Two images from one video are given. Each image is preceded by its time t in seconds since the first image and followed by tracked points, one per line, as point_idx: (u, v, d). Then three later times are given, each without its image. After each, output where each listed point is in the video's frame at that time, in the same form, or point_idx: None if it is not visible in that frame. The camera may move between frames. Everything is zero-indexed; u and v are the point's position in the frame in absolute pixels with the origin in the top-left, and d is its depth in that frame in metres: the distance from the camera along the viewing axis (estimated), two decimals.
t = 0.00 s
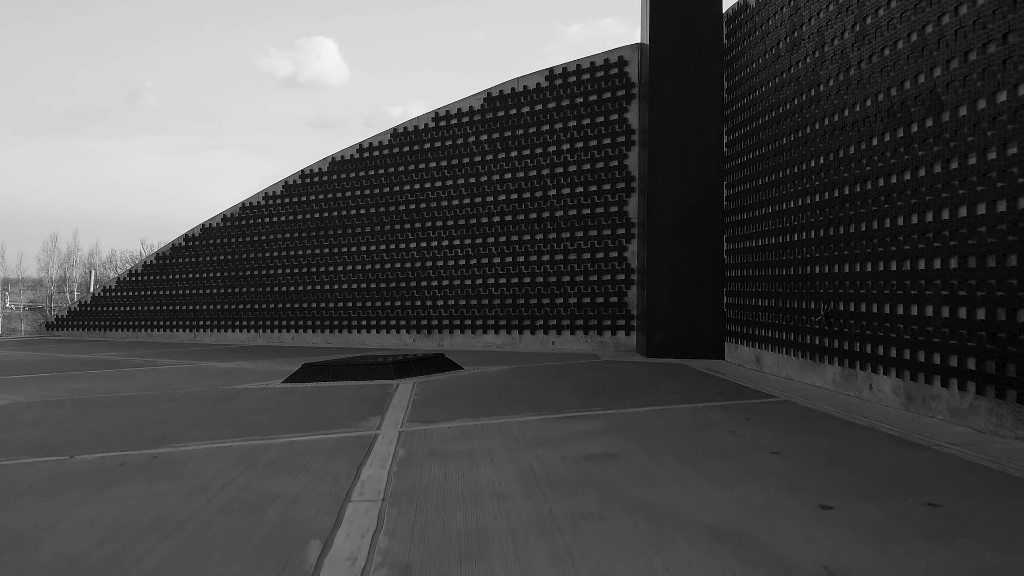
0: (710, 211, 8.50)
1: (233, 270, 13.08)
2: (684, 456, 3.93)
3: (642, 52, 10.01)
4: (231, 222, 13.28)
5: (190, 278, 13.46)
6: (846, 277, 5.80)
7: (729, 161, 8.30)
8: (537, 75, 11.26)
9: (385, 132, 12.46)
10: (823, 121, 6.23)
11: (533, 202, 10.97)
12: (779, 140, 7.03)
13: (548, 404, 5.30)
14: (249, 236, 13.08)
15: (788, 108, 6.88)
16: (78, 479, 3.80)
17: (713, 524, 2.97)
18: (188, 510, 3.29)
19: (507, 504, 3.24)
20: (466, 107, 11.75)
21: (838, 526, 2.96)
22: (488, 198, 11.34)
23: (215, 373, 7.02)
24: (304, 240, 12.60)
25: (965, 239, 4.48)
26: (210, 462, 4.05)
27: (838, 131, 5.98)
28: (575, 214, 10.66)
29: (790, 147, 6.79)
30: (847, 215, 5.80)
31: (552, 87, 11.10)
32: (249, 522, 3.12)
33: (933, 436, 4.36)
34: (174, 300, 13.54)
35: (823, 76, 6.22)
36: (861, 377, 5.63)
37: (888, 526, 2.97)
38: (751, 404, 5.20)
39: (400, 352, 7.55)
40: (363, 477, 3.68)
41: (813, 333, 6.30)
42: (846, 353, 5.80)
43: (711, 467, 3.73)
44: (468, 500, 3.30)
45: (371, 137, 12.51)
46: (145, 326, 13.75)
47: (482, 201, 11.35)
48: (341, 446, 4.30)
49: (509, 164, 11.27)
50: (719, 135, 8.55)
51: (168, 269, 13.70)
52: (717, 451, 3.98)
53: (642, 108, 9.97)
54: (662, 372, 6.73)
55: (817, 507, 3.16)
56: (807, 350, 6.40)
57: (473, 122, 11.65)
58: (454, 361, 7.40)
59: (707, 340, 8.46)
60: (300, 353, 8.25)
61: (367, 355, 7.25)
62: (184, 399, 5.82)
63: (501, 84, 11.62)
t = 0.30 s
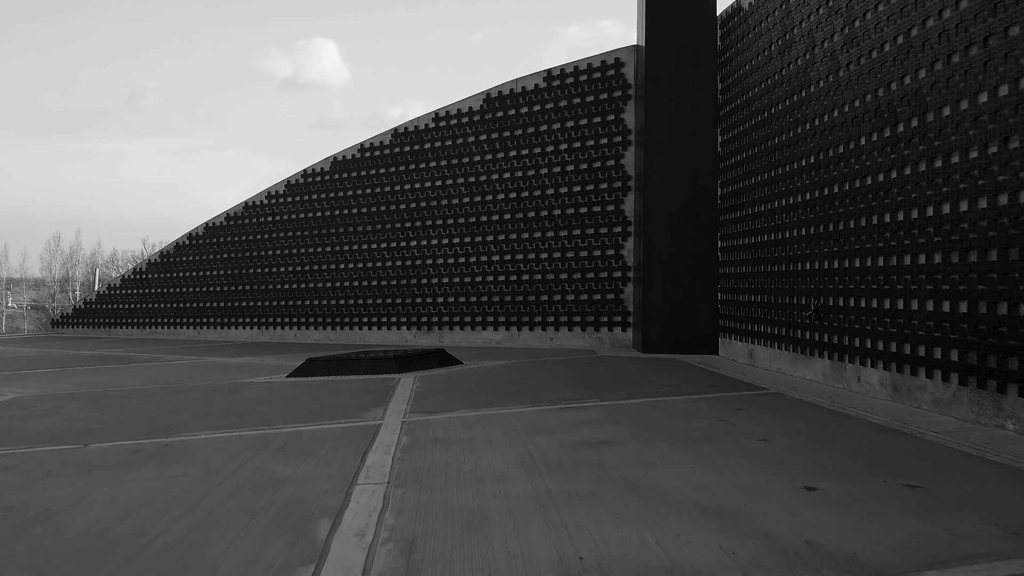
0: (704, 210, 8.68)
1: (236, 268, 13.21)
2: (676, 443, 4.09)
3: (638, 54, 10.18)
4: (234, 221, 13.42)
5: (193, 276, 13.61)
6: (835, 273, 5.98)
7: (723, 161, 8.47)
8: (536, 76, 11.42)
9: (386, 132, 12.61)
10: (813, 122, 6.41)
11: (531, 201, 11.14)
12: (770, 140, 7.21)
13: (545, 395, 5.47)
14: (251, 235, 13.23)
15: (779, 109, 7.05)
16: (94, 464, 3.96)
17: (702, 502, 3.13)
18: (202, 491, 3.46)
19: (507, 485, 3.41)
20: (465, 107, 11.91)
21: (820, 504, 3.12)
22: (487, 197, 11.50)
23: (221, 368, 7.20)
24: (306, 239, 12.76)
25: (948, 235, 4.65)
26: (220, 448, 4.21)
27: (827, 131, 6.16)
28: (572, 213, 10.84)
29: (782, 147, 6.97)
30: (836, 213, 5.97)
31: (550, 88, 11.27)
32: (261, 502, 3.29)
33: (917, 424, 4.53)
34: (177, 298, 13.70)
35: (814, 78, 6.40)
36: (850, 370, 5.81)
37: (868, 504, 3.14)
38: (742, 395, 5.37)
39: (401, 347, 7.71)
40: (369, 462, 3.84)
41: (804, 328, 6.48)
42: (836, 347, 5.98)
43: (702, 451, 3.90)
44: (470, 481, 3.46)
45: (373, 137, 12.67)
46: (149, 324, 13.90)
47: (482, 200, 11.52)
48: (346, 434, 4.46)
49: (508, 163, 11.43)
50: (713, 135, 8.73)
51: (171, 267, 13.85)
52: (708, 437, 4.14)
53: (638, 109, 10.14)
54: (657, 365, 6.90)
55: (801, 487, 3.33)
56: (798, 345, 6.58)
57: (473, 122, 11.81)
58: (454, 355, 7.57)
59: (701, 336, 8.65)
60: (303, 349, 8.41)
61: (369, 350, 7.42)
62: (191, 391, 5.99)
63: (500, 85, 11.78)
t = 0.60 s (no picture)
0: (700, 211, 8.86)
1: (239, 267, 13.36)
2: (670, 436, 4.25)
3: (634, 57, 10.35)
4: (237, 222, 13.55)
5: (197, 275, 13.75)
6: (825, 272, 6.16)
7: (718, 163, 8.64)
8: (534, 79, 11.58)
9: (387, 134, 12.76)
10: (804, 125, 6.57)
11: (530, 202, 11.30)
12: (763, 142, 7.38)
13: (543, 391, 5.62)
14: (254, 235, 13.37)
15: (772, 112, 7.22)
16: (108, 456, 4.11)
17: (693, 490, 3.29)
18: (214, 480, 3.61)
19: (508, 474, 3.57)
20: (465, 110, 12.06)
21: (805, 491, 3.28)
22: (487, 198, 11.65)
23: (226, 365, 7.36)
24: (308, 239, 12.90)
25: (933, 236, 4.82)
26: (229, 441, 4.37)
27: (818, 134, 6.33)
28: (571, 214, 10.99)
29: (774, 150, 7.14)
30: (827, 213, 6.14)
31: (549, 91, 11.43)
32: (271, 490, 3.44)
33: (902, 417, 4.70)
34: (181, 297, 13.84)
35: (805, 82, 6.56)
36: (839, 366, 5.98)
37: (852, 491, 3.30)
38: (735, 390, 5.54)
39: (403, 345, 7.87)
40: (374, 454, 3.99)
41: (796, 326, 6.65)
42: (826, 344, 6.15)
43: (694, 443, 4.06)
44: (471, 471, 3.62)
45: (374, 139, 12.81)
46: (152, 323, 14.04)
47: (481, 201, 11.67)
48: (352, 427, 4.61)
49: (507, 165, 11.58)
50: (708, 138, 8.90)
51: (175, 267, 13.98)
52: (700, 430, 4.30)
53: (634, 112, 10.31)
54: (653, 363, 7.06)
55: (788, 476, 3.49)
56: (790, 342, 6.75)
57: (472, 124, 11.96)
58: (454, 353, 7.73)
59: (696, 333, 8.82)
60: (307, 347, 8.58)
61: (371, 348, 7.58)
62: (199, 387, 6.15)
63: (499, 88, 11.93)
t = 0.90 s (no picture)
0: (695, 212, 9.03)
1: (242, 267, 13.50)
2: (664, 430, 4.41)
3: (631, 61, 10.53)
4: (240, 222, 13.70)
5: (200, 275, 13.89)
6: (816, 272, 6.33)
7: (713, 165, 8.81)
8: (533, 83, 11.74)
9: (388, 136, 12.91)
10: (796, 129, 6.75)
11: (529, 203, 11.46)
12: (756, 145, 7.55)
13: (542, 388, 5.78)
14: (257, 236, 13.52)
15: (765, 116, 7.39)
16: (122, 449, 4.27)
17: (685, 480, 3.45)
18: (226, 472, 3.77)
19: (509, 466, 3.73)
20: (465, 113, 12.21)
21: (791, 481, 3.45)
22: (486, 199, 11.81)
23: (232, 363, 7.52)
24: (310, 239, 13.06)
25: (919, 237, 4.99)
26: (238, 436, 4.52)
27: (809, 138, 6.50)
28: (569, 215, 11.15)
29: (767, 153, 7.31)
30: (818, 215, 6.31)
31: (547, 94, 11.59)
32: (282, 481, 3.60)
33: (888, 413, 4.87)
34: (184, 296, 13.98)
35: (797, 87, 6.73)
36: (830, 364, 6.15)
37: (836, 481, 3.46)
38: (728, 387, 5.70)
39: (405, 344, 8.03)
40: (379, 447, 4.14)
41: (788, 324, 6.82)
42: (817, 342, 6.32)
43: (688, 436, 4.22)
44: (473, 463, 3.78)
45: (375, 141, 12.96)
46: (156, 322, 14.20)
47: (481, 203, 11.82)
48: (357, 422, 4.77)
49: (507, 167, 11.74)
50: (703, 140, 9.08)
51: (178, 267, 14.12)
52: (694, 425, 4.46)
53: (631, 115, 10.49)
54: (648, 361, 7.22)
55: (776, 467, 3.65)
56: (783, 340, 6.92)
57: (472, 127, 12.12)
58: (455, 352, 7.90)
59: (692, 332, 8.99)
60: (309, 346, 8.73)
61: (373, 346, 7.74)
62: (206, 384, 6.31)
63: (499, 92, 12.09)
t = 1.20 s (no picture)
0: (691, 213, 9.22)
1: (245, 267, 13.65)
2: (658, 425, 4.58)
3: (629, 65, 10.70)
4: (243, 223, 13.86)
5: (203, 275, 14.04)
6: (808, 272, 6.51)
7: (708, 167, 8.99)
8: (532, 86, 11.90)
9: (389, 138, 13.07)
10: (788, 133, 6.93)
11: (528, 204, 11.62)
12: (750, 148, 7.73)
13: (541, 384, 5.95)
14: (260, 236, 13.67)
15: (758, 120, 7.57)
16: (137, 443, 4.43)
17: (677, 470, 3.62)
18: (238, 464, 3.93)
19: (510, 457, 3.89)
20: (465, 115, 12.37)
21: (780, 471, 3.62)
22: (486, 200, 11.97)
23: (238, 361, 7.68)
24: (312, 240, 13.22)
25: (906, 238, 5.17)
26: (249, 430, 4.68)
27: (801, 141, 6.68)
28: (567, 216, 11.31)
29: (760, 156, 7.49)
30: (810, 217, 6.49)
31: (546, 97, 11.75)
32: (293, 472, 3.76)
33: (876, 408, 5.04)
34: (187, 295, 14.14)
35: (789, 92, 6.91)
36: (821, 361, 6.33)
37: (822, 471, 3.63)
38: (722, 384, 5.87)
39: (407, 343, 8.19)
40: (384, 440, 4.31)
41: (781, 323, 7.00)
42: (809, 340, 6.50)
43: (681, 430, 4.39)
44: (476, 455, 3.94)
45: (376, 143, 13.12)
46: (159, 321, 14.35)
47: (480, 204, 11.99)
48: (362, 417, 4.94)
49: (506, 169, 11.90)
50: (699, 143, 9.26)
51: (182, 267, 14.27)
52: (688, 419, 4.63)
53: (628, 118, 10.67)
54: (645, 358, 7.39)
55: (766, 458, 3.82)
56: (776, 338, 7.10)
57: (472, 130, 12.28)
58: (455, 350, 8.06)
59: (688, 330, 9.17)
60: (312, 345, 8.89)
61: (376, 345, 7.89)
62: (213, 381, 6.47)
63: (498, 95, 12.25)
